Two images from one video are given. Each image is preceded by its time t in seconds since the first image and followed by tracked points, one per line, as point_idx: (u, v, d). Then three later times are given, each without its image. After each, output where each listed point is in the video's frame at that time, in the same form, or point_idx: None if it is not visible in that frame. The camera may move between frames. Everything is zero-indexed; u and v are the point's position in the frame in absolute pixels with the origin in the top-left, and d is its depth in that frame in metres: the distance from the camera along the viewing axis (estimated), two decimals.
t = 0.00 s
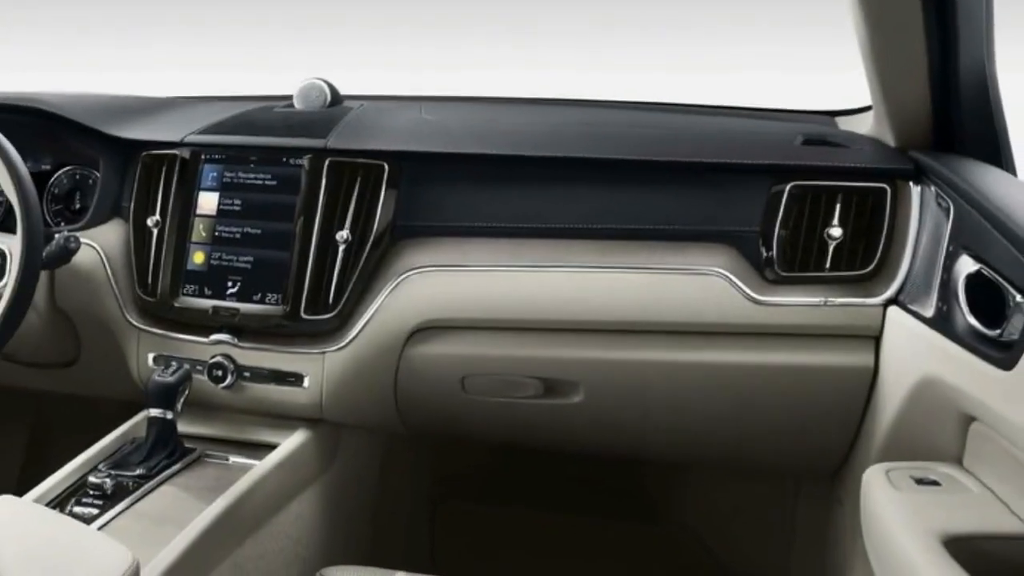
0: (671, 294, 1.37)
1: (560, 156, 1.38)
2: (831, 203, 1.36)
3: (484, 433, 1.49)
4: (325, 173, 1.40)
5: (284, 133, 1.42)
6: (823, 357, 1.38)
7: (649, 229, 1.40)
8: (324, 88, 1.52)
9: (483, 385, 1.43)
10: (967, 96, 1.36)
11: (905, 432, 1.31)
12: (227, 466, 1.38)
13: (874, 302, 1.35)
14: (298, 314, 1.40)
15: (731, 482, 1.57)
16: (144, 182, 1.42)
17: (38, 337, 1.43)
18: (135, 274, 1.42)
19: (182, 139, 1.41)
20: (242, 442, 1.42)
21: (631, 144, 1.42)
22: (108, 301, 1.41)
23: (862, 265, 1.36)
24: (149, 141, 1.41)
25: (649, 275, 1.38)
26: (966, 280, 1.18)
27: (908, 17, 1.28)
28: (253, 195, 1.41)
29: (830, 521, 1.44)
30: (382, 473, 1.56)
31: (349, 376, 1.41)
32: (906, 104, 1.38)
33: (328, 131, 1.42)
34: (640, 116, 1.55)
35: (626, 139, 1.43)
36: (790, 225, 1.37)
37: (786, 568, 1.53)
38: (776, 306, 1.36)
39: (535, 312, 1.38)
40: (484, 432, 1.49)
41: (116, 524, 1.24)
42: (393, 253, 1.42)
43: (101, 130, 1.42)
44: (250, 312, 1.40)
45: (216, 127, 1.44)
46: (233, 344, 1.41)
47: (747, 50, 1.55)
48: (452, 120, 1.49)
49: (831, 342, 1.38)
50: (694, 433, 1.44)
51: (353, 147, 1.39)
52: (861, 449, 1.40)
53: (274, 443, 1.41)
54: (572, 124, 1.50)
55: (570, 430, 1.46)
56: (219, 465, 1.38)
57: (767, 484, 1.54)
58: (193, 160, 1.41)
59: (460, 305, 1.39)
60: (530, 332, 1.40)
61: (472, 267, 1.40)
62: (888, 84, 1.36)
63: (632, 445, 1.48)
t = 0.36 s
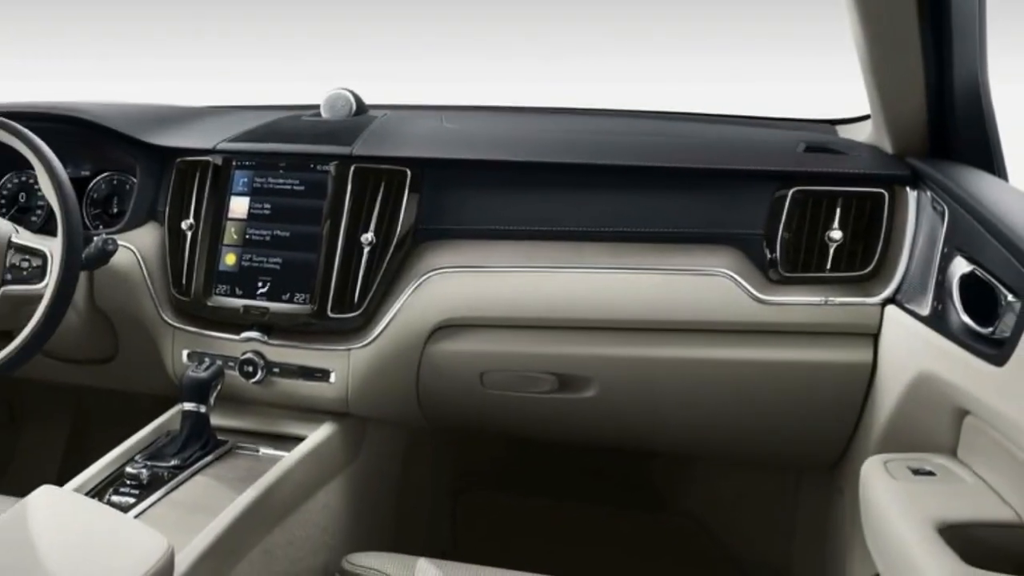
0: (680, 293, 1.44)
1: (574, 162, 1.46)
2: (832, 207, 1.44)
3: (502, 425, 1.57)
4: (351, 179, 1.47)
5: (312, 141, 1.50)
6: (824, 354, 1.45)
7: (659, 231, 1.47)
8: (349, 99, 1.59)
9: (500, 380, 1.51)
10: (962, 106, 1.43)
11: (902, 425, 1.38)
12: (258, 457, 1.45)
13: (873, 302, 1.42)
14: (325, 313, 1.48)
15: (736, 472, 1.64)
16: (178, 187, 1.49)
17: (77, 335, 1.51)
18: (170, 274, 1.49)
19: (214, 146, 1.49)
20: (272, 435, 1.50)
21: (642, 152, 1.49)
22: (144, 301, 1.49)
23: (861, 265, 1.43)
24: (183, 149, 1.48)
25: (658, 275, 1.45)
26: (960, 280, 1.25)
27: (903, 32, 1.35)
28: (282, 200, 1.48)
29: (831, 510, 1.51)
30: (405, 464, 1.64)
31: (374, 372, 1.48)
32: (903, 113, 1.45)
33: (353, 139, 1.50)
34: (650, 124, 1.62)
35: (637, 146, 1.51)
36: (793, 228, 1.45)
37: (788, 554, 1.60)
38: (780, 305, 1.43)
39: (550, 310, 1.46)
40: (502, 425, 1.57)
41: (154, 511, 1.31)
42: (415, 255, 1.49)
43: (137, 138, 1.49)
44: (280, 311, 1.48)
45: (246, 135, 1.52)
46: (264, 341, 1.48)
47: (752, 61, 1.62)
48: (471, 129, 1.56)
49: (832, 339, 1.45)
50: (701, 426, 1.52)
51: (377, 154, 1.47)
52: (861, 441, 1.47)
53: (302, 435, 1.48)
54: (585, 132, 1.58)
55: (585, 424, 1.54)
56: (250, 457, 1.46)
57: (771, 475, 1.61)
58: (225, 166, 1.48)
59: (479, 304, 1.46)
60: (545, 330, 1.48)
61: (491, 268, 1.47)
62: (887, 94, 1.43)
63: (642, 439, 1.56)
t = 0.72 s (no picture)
0: (699, 292, 1.52)
1: (598, 169, 1.54)
2: (843, 211, 1.52)
3: (530, 417, 1.65)
4: (388, 184, 1.55)
5: (351, 149, 1.58)
6: (836, 351, 1.53)
7: (679, 234, 1.55)
8: (385, 109, 1.67)
9: (529, 374, 1.59)
10: (965, 117, 1.50)
11: (909, 418, 1.46)
12: (299, 449, 1.53)
13: (881, 301, 1.50)
14: (362, 312, 1.56)
15: (751, 462, 1.72)
16: (223, 192, 1.58)
17: (127, 332, 1.59)
18: (216, 275, 1.58)
19: (258, 154, 1.57)
20: (312, 427, 1.58)
21: (663, 159, 1.57)
22: (191, 300, 1.57)
23: (871, 267, 1.51)
24: (229, 156, 1.57)
25: (678, 276, 1.53)
26: (965, 280, 1.33)
27: (910, 51, 1.43)
28: (322, 204, 1.56)
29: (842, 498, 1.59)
30: (439, 451, 1.73)
31: (408, 367, 1.56)
32: (909, 121, 1.53)
33: (389, 147, 1.58)
34: (670, 132, 1.70)
35: (658, 154, 1.59)
36: (806, 231, 1.53)
37: (800, 540, 1.68)
38: (794, 304, 1.51)
39: (575, 309, 1.54)
40: (530, 417, 1.65)
41: (200, 499, 1.37)
42: (447, 258, 1.58)
43: (183, 145, 1.57)
44: (320, 310, 1.56)
45: (287, 143, 1.60)
46: (305, 339, 1.56)
47: (767, 72, 1.71)
48: (500, 136, 1.65)
49: (843, 336, 1.53)
50: (718, 418, 1.60)
51: (412, 161, 1.55)
52: (870, 433, 1.55)
53: (341, 428, 1.56)
54: (608, 139, 1.66)
55: (609, 417, 1.62)
56: (291, 448, 1.53)
57: (786, 465, 1.69)
58: (267, 172, 1.57)
59: (509, 303, 1.54)
60: (571, 327, 1.56)
61: (520, 269, 1.55)
62: (894, 103, 1.51)
63: (663, 430, 1.64)
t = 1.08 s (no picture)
0: (725, 292, 1.61)
1: (629, 176, 1.63)
2: (861, 216, 1.60)
3: (565, 410, 1.75)
4: (430, 190, 1.64)
5: (395, 156, 1.67)
6: (854, 347, 1.61)
7: (705, 238, 1.64)
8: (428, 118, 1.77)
9: (564, 370, 1.68)
10: (976, 127, 1.57)
11: (924, 411, 1.53)
12: (347, 440, 1.62)
13: (897, 300, 1.58)
14: (406, 310, 1.65)
15: (775, 452, 1.81)
16: (275, 198, 1.67)
17: (183, 330, 1.68)
18: (268, 276, 1.67)
19: (307, 161, 1.66)
20: (359, 420, 1.67)
21: (690, 166, 1.66)
22: (244, 299, 1.66)
23: (887, 268, 1.59)
24: (281, 163, 1.66)
25: (705, 277, 1.62)
26: (976, 280, 1.40)
27: (924, 63, 1.51)
28: (368, 209, 1.65)
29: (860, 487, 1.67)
30: (480, 441, 1.83)
31: (449, 363, 1.65)
32: (923, 130, 1.61)
33: (432, 154, 1.67)
34: (696, 140, 1.79)
35: (685, 161, 1.68)
36: (825, 234, 1.62)
37: (819, 526, 1.77)
38: (815, 303, 1.60)
39: (607, 308, 1.62)
40: (565, 410, 1.75)
41: (254, 486, 1.46)
42: (486, 259, 1.67)
43: (237, 153, 1.66)
44: (366, 308, 1.65)
45: (335, 150, 1.69)
46: (352, 336, 1.66)
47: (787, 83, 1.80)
48: (535, 144, 1.74)
49: (861, 333, 1.61)
50: (742, 412, 1.69)
51: (453, 168, 1.64)
52: (887, 425, 1.63)
53: (386, 420, 1.65)
54: (638, 147, 1.75)
55: (640, 410, 1.71)
56: (339, 439, 1.62)
57: (807, 454, 1.78)
58: (317, 179, 1.66)
59: (545, 303, 1.63)
60: (603, 325, 1.65)
61: (555, 270, 1.64)
62: (909, 113, 1.60)
63: (688, 422, 1.73)
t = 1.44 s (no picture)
0: (753, 292, 1.70)
1: (663, 182, 1.73)
2: (882, 220, 1.69)
3: (602, 404, 1.85)
4: (476, 195, 1.75)
5: (443, 164, 1.77)
6: (876, 343, 1.69)
7: (734, 240, 1.73)
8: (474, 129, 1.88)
9: (602, 365, 1.78)
10: (991, 137, 1.67)
11: (942, 405, 1.62)
12: (398, 431, 1.72)
13: (916, 300, 1.66)
14: (453, 309, 1.75)
15: (798, 441, 1.91)
16: (330, 203, 1.78)
17: (242, 328, 1.80)
18: (323, 276, 1.78)
19: (361, 168, 1.77)
20: (409, 412, 1.77)
21: (721, 173, 1.76)
22: (301, 298, 1.77)
23: (907, 269, 1.68)
24: (335, 171, 1.77)
25: (734, 278, 1.71)
26: (991, 281, 1.48)
27: (941, 77, 1.61)
28: (417, 213, 1.76)
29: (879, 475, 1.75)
30: (524, 431, 1.94)
31: (493, 359, 1.75)
32: (940, 139, 1.71)
33: (477, 162, 1.78)
34: (725, 148, 1.89)
35: (716, 168, 1.78)
36: (848, 237, 1.71)
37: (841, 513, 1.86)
38: (838, 302, 1.69)
39: (642, 306, 1.73)
40: (602, 403, 1.85)
41: (311, 474, 1.55)
42: (528, 261, 1.77)
43: (295, 161, 1.78)
44: (416, 307, 1.75)
45: (387, 158, 1.80)
46: (402, 333, 1.76)
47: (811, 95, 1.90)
48: (574, 153, 1.85)
49: (882, 330, 1.69)
50: (769, 405, 1.78)
51: (498, 175, 1.74)
52: (907, 417, 1.71)
53: (434, 413, 1.75)
54: (672, 156, 1.85)
55: (673, 403, 1.81)
56: (390, 430, 1.72)
57: (832, 444, 1.87)
58: (369, 185, 1.77)
59: (584, 301, 1.73)
60: (638, 323, 1.75)
61: (594, 270, 1.74)
62: (927, 123, 1.70)
63: (717, 415, 1.83)
